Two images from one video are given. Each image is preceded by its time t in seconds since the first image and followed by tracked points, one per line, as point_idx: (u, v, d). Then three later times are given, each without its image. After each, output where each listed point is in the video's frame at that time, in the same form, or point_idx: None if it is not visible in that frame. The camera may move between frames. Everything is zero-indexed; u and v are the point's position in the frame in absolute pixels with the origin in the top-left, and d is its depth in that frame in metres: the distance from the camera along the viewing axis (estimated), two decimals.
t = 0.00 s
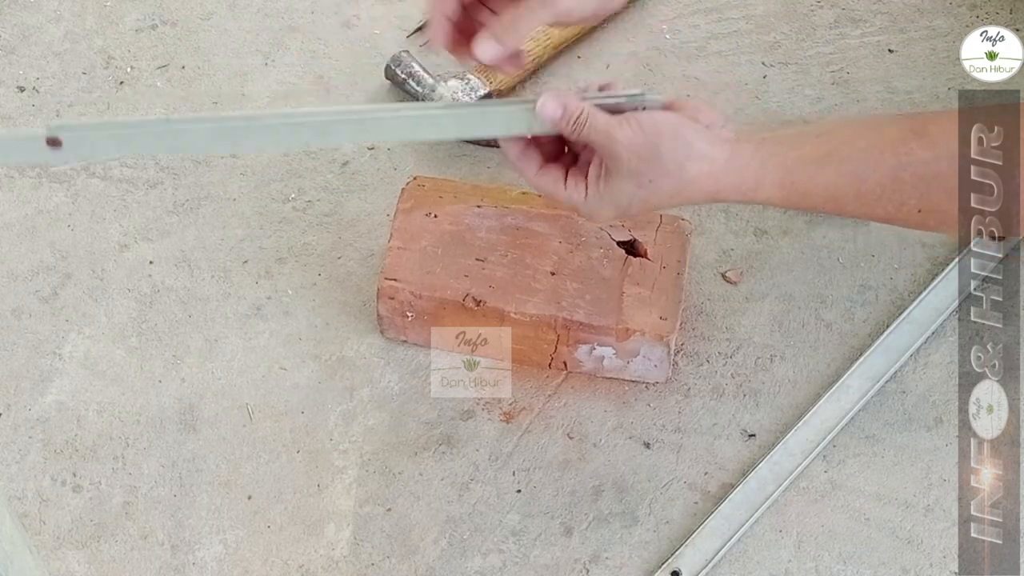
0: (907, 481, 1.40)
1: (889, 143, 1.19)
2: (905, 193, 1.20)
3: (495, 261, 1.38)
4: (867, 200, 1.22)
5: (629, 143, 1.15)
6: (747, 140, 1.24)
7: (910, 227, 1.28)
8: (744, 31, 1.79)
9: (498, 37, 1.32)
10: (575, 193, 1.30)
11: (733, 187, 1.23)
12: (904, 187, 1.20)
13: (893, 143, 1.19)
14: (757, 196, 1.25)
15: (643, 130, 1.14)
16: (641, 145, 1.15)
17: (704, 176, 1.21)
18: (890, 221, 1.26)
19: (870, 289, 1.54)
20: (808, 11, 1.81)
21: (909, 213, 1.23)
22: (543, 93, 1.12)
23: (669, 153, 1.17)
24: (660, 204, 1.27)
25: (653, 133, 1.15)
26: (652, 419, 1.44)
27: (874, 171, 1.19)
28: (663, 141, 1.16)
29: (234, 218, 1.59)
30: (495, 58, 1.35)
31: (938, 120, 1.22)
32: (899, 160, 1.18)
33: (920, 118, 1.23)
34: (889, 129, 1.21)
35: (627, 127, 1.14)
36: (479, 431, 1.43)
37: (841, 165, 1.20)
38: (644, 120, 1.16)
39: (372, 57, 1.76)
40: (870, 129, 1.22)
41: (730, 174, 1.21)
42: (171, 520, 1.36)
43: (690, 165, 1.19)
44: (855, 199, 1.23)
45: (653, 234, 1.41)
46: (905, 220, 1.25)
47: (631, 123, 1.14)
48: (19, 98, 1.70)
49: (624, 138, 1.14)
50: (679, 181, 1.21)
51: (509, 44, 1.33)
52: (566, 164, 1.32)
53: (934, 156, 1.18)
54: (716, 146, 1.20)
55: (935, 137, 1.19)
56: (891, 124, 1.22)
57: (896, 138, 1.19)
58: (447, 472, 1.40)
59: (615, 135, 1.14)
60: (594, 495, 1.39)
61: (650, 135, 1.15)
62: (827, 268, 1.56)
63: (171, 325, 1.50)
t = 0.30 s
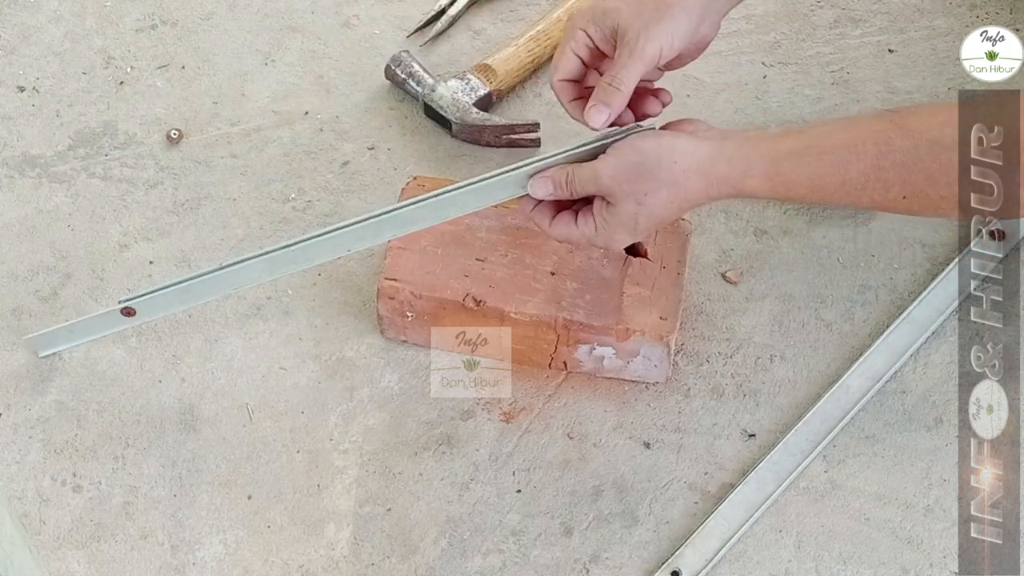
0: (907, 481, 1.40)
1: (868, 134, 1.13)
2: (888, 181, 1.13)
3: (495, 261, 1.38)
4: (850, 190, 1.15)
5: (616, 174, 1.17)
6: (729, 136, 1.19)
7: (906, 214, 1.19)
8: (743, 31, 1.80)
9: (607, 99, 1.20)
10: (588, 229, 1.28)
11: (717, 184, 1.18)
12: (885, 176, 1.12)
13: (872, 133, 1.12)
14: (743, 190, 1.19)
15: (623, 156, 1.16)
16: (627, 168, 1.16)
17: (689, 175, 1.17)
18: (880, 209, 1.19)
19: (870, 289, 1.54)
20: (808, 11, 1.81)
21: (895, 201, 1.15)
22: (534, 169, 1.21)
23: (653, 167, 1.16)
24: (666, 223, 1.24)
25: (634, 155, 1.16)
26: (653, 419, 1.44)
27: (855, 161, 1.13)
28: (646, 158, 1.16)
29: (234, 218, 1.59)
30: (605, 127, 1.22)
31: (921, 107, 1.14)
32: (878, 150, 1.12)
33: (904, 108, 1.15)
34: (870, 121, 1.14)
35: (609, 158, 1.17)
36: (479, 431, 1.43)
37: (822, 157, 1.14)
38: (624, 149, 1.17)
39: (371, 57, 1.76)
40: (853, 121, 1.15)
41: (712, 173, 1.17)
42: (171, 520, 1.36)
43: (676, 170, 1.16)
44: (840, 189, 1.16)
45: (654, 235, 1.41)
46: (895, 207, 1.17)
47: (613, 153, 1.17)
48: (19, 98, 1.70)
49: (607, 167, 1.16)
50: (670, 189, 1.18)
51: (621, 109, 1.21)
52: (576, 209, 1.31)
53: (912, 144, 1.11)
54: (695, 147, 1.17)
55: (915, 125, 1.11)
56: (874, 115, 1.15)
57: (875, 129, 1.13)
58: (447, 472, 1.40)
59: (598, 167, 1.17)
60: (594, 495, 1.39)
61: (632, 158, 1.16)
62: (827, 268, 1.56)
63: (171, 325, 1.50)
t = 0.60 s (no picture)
0: (907, 481, 1.40)
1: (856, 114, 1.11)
2: (876, 161, 1.12)
3: (495, 261, 1.38)
4: (839, 170, 1.14)
5: (601, 152, 1.16)
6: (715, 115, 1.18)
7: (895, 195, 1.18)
8: (744, 31, 1.80)
9: (602, 84, 1.18)
10: (576, 211, 1.27)
11: (704, 162, 1.16)
12: (873, 155, 1.11)
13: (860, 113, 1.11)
14: (730, 170, 1.17)
15: (608, 134, 1.16)
16: (612, 145, 1.16)
17: (675, 152, 1.15)
18: (868, 191, 1.17)
19: (870, 289, 1.54)
20: (808, 11, 1.81)
21: (884, 181, 1.14)
22: (517, 155, 1.22)
23: (638, 143, 1.15)
24: (654, 203, 1.23)
25: (618, 132, 1.16)
26: (652, 419, 1.44)
27: (843, 140, 1.12)
28: (630, 135, 1.15)
29: (234, 218, 1.60)
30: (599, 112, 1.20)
31: (909, 89, 1.13)
32: (867, 130, 1.11)
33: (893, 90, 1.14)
34: (858, 101, 1.13)
35: (594, 137, 1.16)
36: (479, 431, 1.43)
37: (810, 136, 1.13)
38: (608, 128, 1.16)
39: (371, 57, 1.76)
40: (841, 101, 1.14)
41: (698, 150, 1.16)
42: (171, 520, 1.36)
43: (661, 147, 1.15)
44: (828, 169, 1.14)
45: (654, 234, 1.41)
46: (883, 188, 1.15)
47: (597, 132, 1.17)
48: (19, 98, 1.70)
49: (591, 146, 1.16)
50: (656, 166, 1.16)
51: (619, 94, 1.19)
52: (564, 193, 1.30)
53: (902, 124, 1.09)
54: (681, 124, 1.16)
55: (904, 105, 1.10)
56: (862, 96, 1.14)
57: (863, 109, 1.11)
58: (447, 472, 1.40)
59: (583, 145, 1.16)
60: (594, 495, 1.39)
61: (617, 136, 1.16)
62: (827, 268, 1.56)
63: (171, 324, 1.50)
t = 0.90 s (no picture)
0: (907, 481, 1.40)
1: (855, 120, 1.11)
2: (878, 168, 1.11)
3: (495, 261, 1.38)
4: (841, 179, 1.14)
5: (605, 172, 1.16)
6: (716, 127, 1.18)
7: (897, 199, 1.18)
8: (744, 31, 1.79)
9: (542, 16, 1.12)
10: (582, 227, 1.27)
11: (706, 176, 1.16)
12: (875, 162, 1.11)
13: (859, 119, 1.11)
14: (732, 181, 1.18)
15: (610, 155, 1.15)
16: (615, 166, 1.15)
17: (677, 169, 1.15)
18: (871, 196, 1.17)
19: (870, 289, 1.54)
20: (808, 12, 1.81)
21: (886, 186, 1.14)
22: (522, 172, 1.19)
23: (642, 164, 1.14)
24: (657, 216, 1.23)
25: (621, 153, 1.15)
26: (652, 419, 1.44)
27: (845, 149, 1.11)
28: (634, 156, 1.14)
29: (234, 218, 1.60)
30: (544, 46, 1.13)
31: (906, 90, 1.12)
32: (867, 137, 1.10)
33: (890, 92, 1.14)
34: (856, 107, 1.13)
35: (596, 156, 1.15)
36: (479, 431, 1.43)
37: (811, 146, 1.12)
38: (611, 146, 1.15)
39: (371, 57, 1.76)
40: (838, 108, 1.14)
41: (700, 165, 1.15)
42: (171, 520, 1.36)
43: (664, 164, 1.15)
44: (830, 177, 1.14)
45: (654, 234, 1.41)
46: (886, 193, 1.15)
47: (600, 151, 1.16)
48: (19, 98, 1.70)
49: (595, 166, 1.15)
50: (660, 183, 1.16)
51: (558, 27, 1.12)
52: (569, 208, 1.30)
53: (902, 129, 1.09)
54: (681, 140, 1.16)
55: (902, 110, 1.10)
56: (860, 101, 1.13)
57: (862, 116, 1.11)
58: (447, 472, 1.40)
59: (586, 167, 1.15)
60: (594, 495, 1.39)
61: (619, 156, 1.15)
62: (827, 268, 1.56)
63: (171, 325, 1.50)
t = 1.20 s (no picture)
0: (907, 481, 1.40)
1: (851, 96, 1.11)
2: (869, 146, 1.13)
3: (495, 260, 1.38)
4: (832, 154, 1.16)
5: (592, 146, 1.16)
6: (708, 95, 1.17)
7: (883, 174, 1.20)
8: (744, 31, 1.80)
9: (579, 56, 1.16)
10: (566, 196, 1.28)
11: (696, 148, 1.17)
12: (867, 140, 1.12)
13: (855, 96, 1.11)
14: (723, 152, 1.19)
15: (599, 128, 1.14)
16: (604, 140, 1.15)
17: (668, 141, 1.15)
18: (858, 171, 1.19)
19: (870, 289, 1.54)
20: (808, 11, 1.81)
21: (875, 163, 1.16)
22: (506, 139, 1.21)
23: (632, 138, 1.14)
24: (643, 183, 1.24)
25: (610, 126, 1.14)
26: (652, 419, 1.44)
27: (839, 125, 1.12)
28: (624, 130, 1.14)
29: (234, 218, 1.60)
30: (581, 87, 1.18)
31: (902, 67, 1.12)
32: (862, 115, 1.11)
33: (886, 67, 1.13)
34: (851, 81, 1.12)
35: (583, 130, 1.15)
36: (479, 431, 1.43)
37: (804, 121, 1.13)
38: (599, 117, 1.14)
39: (372, 57, 1.77)
40: (833, 80, 1.13)
41: (691, 137, 1.16)
42: (171, 520, 1.36)
43: (655, 137, 1.15)
44: (820, 152, 1.16)
45: (654, 234, 1.41)
46: (873, 169, 1.18)
47: (587, 123, 1.15)
48: (19, 98, 1.70)
49: (583, 142, 1.15)
50: (649, 155, 1.17)
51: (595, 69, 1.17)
52: (551, 176, 1.31)
53: (897, 109, 1.10)
54: (674, 110, 1.14)
55: (898, 88, 1.10)
56: (856, 75, 1.13)
57: (858, 92, 1.11)
58: (447, 472, 1.40)
59: (573, 140, 1.15)
60: (594, 495, 1.39)
61: (608, 129, 1.14)
62: (827, 268, 1.56)
63: (171, 324, 1.50)
